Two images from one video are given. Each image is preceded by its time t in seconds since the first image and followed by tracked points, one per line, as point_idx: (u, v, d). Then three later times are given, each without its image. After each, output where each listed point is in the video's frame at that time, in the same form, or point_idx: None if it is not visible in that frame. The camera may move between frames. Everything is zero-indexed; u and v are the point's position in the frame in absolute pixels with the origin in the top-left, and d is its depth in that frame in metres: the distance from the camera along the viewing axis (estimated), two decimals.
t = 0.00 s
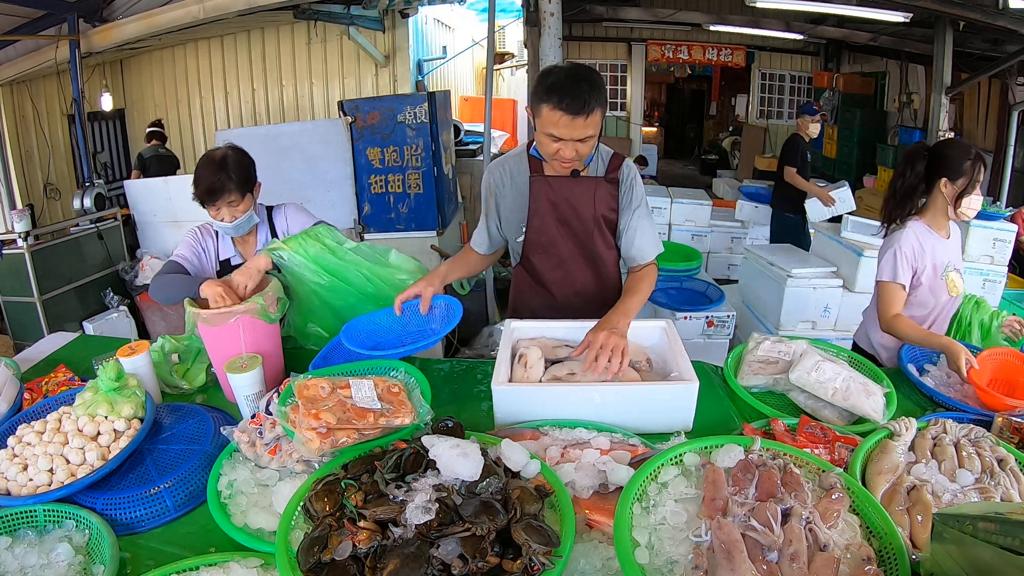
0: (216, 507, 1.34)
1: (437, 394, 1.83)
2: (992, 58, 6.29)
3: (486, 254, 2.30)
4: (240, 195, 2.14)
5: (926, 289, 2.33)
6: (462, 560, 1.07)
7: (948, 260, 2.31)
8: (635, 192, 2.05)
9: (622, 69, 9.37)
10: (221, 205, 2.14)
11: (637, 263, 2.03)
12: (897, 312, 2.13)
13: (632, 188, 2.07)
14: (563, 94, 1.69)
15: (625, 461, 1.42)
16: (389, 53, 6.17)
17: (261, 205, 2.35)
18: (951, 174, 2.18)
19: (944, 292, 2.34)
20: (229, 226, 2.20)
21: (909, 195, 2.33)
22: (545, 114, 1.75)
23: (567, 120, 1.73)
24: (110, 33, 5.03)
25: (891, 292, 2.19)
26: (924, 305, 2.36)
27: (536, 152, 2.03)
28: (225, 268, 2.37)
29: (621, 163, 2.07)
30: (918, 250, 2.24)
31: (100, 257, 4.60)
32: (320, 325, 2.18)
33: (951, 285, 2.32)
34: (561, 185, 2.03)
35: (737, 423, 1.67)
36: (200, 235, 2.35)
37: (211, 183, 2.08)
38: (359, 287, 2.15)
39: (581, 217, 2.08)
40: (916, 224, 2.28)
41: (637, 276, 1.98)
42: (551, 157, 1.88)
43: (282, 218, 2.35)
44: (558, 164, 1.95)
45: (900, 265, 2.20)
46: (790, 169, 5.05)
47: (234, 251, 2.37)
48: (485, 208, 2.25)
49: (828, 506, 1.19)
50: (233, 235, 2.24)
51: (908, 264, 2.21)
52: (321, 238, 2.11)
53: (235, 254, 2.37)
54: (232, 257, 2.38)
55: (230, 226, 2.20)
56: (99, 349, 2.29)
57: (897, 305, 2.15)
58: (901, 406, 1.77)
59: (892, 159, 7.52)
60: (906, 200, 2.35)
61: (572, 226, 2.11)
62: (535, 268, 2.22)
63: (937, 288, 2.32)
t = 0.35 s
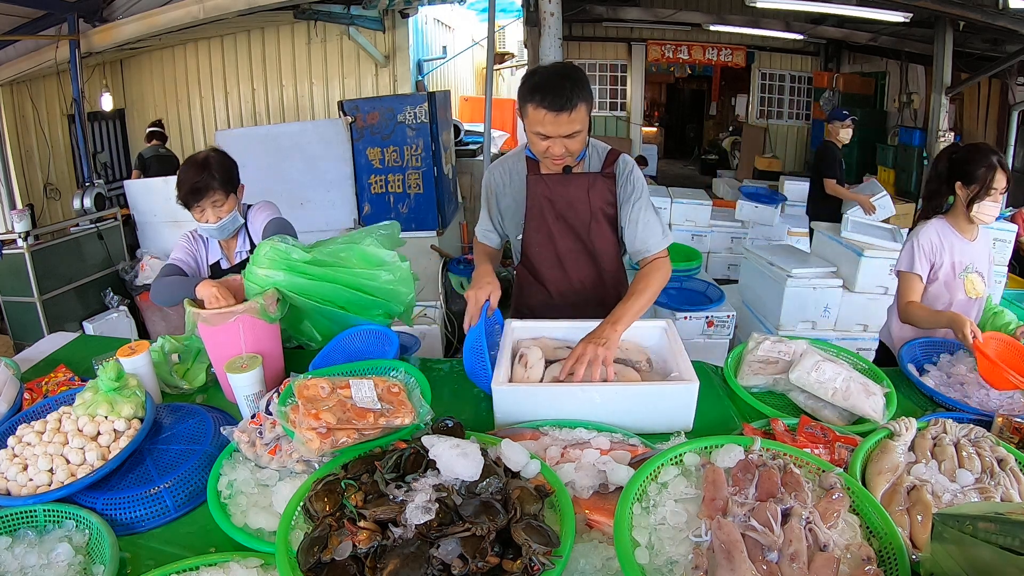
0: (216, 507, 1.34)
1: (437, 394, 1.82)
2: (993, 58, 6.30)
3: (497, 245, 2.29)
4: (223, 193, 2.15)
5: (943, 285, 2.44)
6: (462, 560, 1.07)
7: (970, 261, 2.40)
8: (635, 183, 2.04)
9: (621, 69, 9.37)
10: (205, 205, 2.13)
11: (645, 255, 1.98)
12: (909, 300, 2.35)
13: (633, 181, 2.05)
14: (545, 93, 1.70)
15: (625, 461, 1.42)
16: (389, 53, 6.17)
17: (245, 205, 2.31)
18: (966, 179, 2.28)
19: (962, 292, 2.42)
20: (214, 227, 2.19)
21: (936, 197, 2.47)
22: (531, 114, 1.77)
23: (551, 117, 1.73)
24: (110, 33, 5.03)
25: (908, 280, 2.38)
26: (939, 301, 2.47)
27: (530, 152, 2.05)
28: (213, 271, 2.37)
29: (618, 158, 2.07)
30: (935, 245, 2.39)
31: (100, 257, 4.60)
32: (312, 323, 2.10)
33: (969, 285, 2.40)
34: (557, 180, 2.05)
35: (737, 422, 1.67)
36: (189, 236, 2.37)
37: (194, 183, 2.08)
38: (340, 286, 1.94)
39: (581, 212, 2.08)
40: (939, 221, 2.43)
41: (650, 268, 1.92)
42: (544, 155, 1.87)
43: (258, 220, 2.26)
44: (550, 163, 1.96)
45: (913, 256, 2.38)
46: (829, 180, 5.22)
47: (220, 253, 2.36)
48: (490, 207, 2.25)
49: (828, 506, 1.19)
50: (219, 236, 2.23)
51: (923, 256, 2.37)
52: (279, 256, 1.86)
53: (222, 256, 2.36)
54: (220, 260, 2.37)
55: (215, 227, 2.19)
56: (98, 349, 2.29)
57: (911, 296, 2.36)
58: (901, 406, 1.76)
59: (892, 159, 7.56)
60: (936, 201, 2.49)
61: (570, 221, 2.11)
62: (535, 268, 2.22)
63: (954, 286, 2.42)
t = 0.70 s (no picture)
0: (216, 507, 1.34)
1: (437, 394, 1.82)
2: (993, 58, 6.30)
3: (495, 250, 2.25)
4: (224, 204, 2.13)
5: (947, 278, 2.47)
6: (462, 560, 1.07)
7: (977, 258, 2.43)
8: (636, 181, 2.04)
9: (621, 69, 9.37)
10: (207, 218, 2.13)
11: (652, 252, 1.97)
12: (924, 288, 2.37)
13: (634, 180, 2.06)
14: (538, 87, 1.70)
15: (625, 461, 1.42)
16: (389, 53, 6.17)
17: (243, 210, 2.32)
18: (968, 181, 2.31)
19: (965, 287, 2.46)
20: (217, 237, 2.21)
21: (941, 193, 2.50)
22: (526, 108, 1.77)
23: (547, 110, 1.73)
24: (110, 33, 5.03)
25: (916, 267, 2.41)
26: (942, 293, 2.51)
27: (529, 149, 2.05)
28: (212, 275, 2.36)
29: (617, 157, 2.07)
30: (945, 238, 2.40)
31: (100, 257, 4.60)
32: (312, 323, 2.11)
33: (973, 281, 2.43)
34: (557, 181, 2.06)
35: (737, 422, 1.67)
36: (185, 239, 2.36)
37: (195, 197, 2.06)
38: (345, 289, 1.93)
39: (581, 211, 2.09)
40: (950, 215, 2.44)
41: (653, 269, 1.93)
42: (543, 151, 1.88)
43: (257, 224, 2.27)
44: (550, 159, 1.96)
45: (923, 246, 2.41)
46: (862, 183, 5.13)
47: (217, 257, 2.36)
48: (491, 210, 2.23)
49: (828, 506, 1.19)
50: (220, 245, 2.24)
51: (933, 247, 2.39)
52: (281, 259, 1.88)
53: (220, 260, 2.36)
54: (217, 264, 2.37)
55: (217, 237, 2.21)
56: (98, 349, 2.29)
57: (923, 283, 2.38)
58: (901, 406, 1.76)
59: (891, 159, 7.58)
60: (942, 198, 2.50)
61: (570, 221, 2.11)
62: (535, 269, 2.22)
63: (959, 280, 2.45)
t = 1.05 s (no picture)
0: (216, 507, 1.34)
1: (437, 394, 1.82)
2: (993, 58, 6.30)
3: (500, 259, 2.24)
4: (235, 206, 2.13)
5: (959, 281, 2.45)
6: (461, 560, 1.07)
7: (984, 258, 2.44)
8: (633, 178, 2.07)
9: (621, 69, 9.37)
10: (217, 219, 2.13)
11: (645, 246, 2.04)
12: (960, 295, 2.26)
13: (630, 178, 2.08)
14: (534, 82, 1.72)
15: (625, 461, 1.42)
16: (389, 53, 6.17)
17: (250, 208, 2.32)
18: (965, 183, 2.32)
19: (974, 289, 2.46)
20: (224, 238, 2.21)
21: (940, 195, 2.50)
22: (528, 101, 1.77)
23: (547, 101, 1.73)
24: (111, 33, 5.03)
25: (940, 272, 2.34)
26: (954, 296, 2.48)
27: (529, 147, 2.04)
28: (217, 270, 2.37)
29: (615, 156, 2.09)
30: (960, 239, 2.38)
31: (99, 257, 4.60)
32: (312, 324, 2.10)
33: (982, 281, 2.44)
34: (558, 180, 2.06)
35: (737, 422, 1.67)
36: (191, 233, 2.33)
37: (207, 198, 2.06)
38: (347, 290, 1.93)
39: (581, 210, 2.09)
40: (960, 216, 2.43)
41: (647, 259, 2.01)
42: (544, 144, 1.88)
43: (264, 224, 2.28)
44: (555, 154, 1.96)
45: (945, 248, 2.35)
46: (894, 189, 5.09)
47: (223, 253, 2.36)
48: (492, 216, 2.20)
49: (828, 506, 1.19)
50: (226, 245, 2.25)
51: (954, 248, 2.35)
52: (283, 259, 1.87)
53: (225, 256, 2.37)
54: (223, 259, 2.37)
55: (225, 238, 2.22)
56: (98, 349, 2.29)
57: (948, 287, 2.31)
58: (900, 406, 1.76)
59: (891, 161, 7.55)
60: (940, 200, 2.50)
61: (570, 220, 2.11)
62: (536, 270, 2.21)
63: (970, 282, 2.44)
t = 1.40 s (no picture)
0: (216, 507, 1.34)
1: (436, 394, 1.82)
2: (993, 58, 6.30)
3: (496, 262, 2.23)
4: (234, 206, 2.13)
5: (961, 287, 2.43)
6: (462, 560, 1.07)
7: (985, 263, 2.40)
8: (631, 179, 2.07)
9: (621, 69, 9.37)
10: (215, 217, 2.13)
11: (638, 251, 2.05)
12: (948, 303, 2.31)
13: (626, 178, 2.08)
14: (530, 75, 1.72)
15: (625, 461, 1.42)
16: (389, 53, 6.17)
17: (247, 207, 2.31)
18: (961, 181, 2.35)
19: (978, 293, 2.43)
20: (222, 238, 2.22)
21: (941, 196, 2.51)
22: (520, 95, 1.77)
23: (542, 95, 1.73)
24: (110, 33, 5.03)
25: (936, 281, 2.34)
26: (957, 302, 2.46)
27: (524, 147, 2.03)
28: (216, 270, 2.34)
29: (611, 156, 2.09)
30: (957, 246, 2.36)
31: (100, 257, 4.60)
32: (312, 324, 2.10)
33: (985, 286, 2.41)
34: (555, 181, 2.05)
35: (737, 422, 1.68)
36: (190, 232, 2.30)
37: (206, 197, 2.06)
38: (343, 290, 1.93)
39: (579, 211, 2.09)
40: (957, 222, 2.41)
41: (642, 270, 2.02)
42: (538, 139, 1.87)
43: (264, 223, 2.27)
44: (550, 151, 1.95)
45: (939, 256, 2.35)
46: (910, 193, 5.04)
47: (223, 253, 2.34)
48: (489, 219, 2.19)
49: (828, 505, 1.19)
50: (224, 245, 2.26)
51: (949, 256, 2.34)
52: (280, 260, 1.87)
53: (224, 255, 2.35)
54: (222, 258, 2.35)
55: (223, 238, 2.22)
56: (98, 349, 2.29)
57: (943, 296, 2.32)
58: (900, 405, 1.76)
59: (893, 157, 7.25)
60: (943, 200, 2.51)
61: (568, 221, 2.11)
62: (535, 270, 2.21)
63: (972, 288, 2.42)
